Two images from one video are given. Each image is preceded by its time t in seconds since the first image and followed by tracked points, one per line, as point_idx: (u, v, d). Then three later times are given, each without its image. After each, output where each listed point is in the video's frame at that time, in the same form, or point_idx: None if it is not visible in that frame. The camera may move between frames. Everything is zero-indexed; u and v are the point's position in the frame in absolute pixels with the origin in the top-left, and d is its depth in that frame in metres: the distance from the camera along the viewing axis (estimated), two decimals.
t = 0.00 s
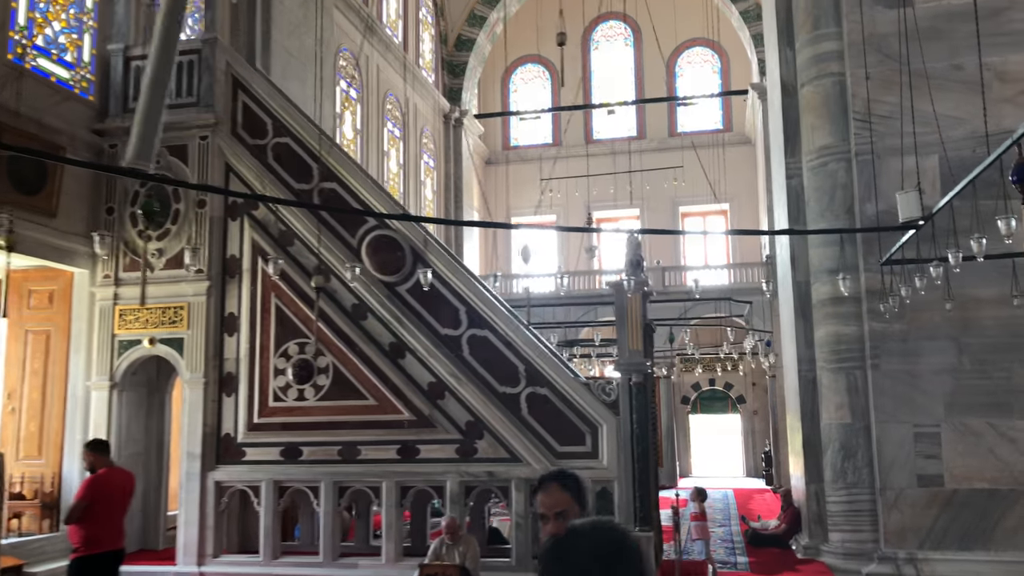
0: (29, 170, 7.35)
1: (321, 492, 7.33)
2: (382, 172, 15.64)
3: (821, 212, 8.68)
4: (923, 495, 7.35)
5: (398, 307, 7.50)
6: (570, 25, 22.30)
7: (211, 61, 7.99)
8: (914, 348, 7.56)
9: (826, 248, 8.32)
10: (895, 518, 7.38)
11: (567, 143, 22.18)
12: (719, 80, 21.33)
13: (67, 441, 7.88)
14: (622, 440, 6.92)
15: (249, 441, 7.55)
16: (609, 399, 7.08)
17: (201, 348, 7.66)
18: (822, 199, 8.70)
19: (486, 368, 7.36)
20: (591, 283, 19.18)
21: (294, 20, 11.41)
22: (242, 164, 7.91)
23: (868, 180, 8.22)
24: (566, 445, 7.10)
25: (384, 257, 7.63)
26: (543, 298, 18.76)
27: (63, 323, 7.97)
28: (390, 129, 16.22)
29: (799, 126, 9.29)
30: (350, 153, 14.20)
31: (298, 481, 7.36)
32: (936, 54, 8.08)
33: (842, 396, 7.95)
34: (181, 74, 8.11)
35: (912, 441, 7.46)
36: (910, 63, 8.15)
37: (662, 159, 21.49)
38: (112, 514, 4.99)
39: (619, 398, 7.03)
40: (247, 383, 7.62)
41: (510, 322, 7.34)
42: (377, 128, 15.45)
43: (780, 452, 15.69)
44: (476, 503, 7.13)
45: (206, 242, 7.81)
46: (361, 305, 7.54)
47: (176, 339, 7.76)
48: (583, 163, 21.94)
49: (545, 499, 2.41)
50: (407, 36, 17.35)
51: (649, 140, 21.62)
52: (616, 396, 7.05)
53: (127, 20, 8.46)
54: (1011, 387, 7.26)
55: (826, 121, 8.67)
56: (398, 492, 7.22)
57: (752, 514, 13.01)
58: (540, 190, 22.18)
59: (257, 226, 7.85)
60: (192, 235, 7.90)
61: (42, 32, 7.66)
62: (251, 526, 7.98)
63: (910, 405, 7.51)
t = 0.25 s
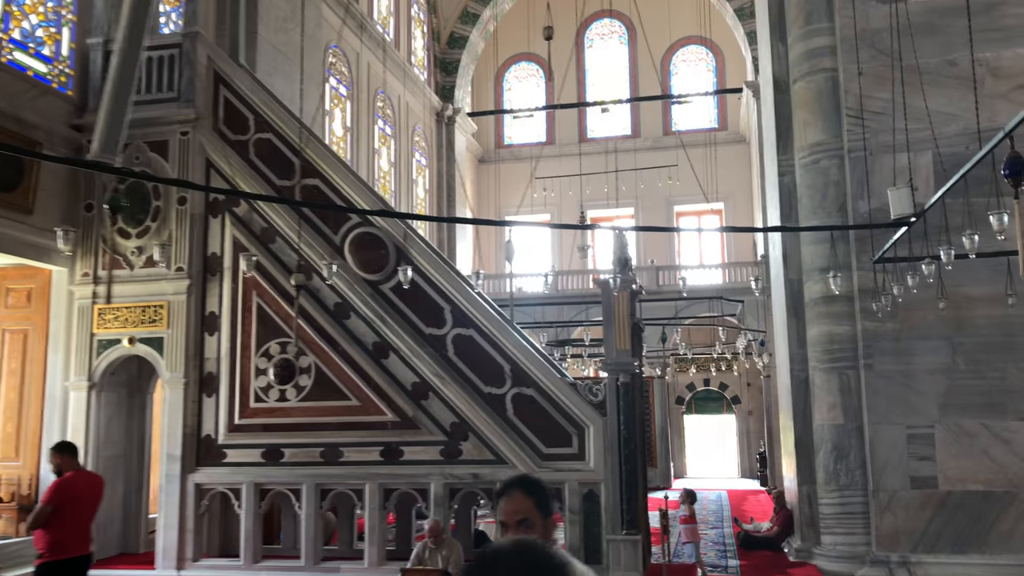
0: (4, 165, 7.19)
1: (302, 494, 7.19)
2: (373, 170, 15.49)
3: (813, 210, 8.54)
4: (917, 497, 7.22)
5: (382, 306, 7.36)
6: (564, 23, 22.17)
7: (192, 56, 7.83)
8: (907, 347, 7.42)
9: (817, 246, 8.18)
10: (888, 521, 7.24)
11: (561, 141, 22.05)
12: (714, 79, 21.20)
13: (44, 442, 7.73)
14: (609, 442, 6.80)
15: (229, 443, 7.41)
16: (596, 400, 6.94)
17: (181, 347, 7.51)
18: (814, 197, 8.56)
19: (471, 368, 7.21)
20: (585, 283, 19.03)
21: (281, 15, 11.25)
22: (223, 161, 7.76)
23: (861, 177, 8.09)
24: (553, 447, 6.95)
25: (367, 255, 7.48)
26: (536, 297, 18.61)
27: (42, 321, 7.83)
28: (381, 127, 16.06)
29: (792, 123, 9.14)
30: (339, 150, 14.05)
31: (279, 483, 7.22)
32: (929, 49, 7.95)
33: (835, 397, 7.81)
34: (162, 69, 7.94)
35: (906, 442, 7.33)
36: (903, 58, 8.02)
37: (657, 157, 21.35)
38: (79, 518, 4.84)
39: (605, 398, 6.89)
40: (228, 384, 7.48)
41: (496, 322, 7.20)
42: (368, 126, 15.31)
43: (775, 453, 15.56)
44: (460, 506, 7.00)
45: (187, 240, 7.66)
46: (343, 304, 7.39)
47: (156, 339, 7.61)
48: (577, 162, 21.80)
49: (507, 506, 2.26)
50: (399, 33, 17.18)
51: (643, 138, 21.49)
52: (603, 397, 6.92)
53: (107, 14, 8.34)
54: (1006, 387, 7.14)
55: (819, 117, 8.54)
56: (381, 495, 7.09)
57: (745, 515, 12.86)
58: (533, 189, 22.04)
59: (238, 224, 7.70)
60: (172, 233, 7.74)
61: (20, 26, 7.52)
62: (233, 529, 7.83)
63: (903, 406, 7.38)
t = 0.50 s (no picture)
0: None
1: (284, 496, 7.07)
2: (364, 168, 15.36)
3: (804, 207, 8.41)
4: (909, 499, 7.10)
5: (365, 304, 7.23)
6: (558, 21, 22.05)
7: (173, 50, 7.66)
8: (900, 347, 7.31)
9: (809, 244, 8.04)
10: (880, 523, 7.12)
11: (554, 140, 21.92)
12: (709, 77, 21.11)
13: (21, 442, 7.59)
14: (596, 442, 6.69)
15: (210, 443, 7.27)
16: (582, 400, 6.83)
17: (161, 347, 7.37)
18: (806, 194, 8.40)
19: (456, 367, 7.08)
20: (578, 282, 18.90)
21: (268, 11, 11.11)
22: (205, 156, 7.62)
23: (853, 174, 7.97)
24: (538, 447, 6.84)
25: (350, 252, 7.35)
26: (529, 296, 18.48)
27: (20, 319, 7.74)
28: (373, 125, 15.93)
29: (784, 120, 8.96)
30: (329, 148, 13.93)
31: (260, 484, 7.08)
32: (921, 45, 7.85)
33: (826, 397, 7.68)
34: (142, 63, 7.77)
35: (898, 443, 7.21)
36: (895, 54, 7.90)
37: (651, 156, 21.25)
38: (45, 521, 4.71)
39: (592, 398, 6.78)
40: (209, 383, 7.34)
41: (481, 320, 7.06)
42: (359, 124, 15.17)
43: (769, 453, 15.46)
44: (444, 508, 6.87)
45: (167, 237, 7.51)
46: (325, 302, 7.27)
47: (135, 338, 7.46)
48: (571, 160, 21.67)
49: (463, 513, 2.18)
50: (391, 30, 17.01)
51: (638, 137, 21.37)
52: (589, 396, 6.81)
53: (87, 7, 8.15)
54: (999, 386, 7.03)
55: (810, 113, 8.40)
56: (364, 496, 6.95)
57: (738, 516, 12.76)
58: (527, 188, 21.88)
59: (219, 221, 7.56)
60: (153, 230, 7.58)
61: None
62: (214, 531, 7.69)
63: (895, 406, 7.25)
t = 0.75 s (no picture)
0: None
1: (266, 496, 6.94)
2: (356, 166, 15.22)
3: (798, 203, 8.27)
4: (904, 499, 6.97)
5: (349, 301, 7.09)
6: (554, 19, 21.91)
7: (155, 42, 7.51)
8: (894, 345, 7.17)
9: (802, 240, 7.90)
10: (874, 523, 6.99)
11: (550, 138, 21.79)
12: (705, 75, 20.97)
13: None
14: (583, 442, 6.55)
15: (191, 443, 7.13)
16: (570, 399, 6.69)
17: (141, 344, 7.23)
18: (800, 190, 8.25)
19: (442, 365, 6.95)
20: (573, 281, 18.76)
21: (256, 4, 10.96)
22: (187, 150, 7.48)
23: (847, 169, 7.84)
24: (525, 447, 6.70)
25: (335, 248, 7.21)
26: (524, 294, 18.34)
27: None
28: (365, 122, 15.79)
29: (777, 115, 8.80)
30: (320, 144, 13.79)
31: (242, 485, 6.94)
32: (917, 39, 7.72)
33: (820, 396, 7.54)
34: (124, 56, 7.61)
35: (892, 443, 7.07)
36: (890, 48, 7.77)
37: (647, 154, 21.11)
38: (14, 521, 4.60)
39: (580, 396, 6.64)
40: (190, 382, 7.21)
41: (468, 317, 6.91)
42: (350, 121, 15.04)
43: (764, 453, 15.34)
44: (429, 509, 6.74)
45: (148, 233, 7.37)
46: (309, 299, 7.13)
47: (116, 335, 7.32)
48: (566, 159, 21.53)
49: (417, 516, 2.10)
50: (384, 27, 16.86)
51: (633, 135, 21.23)
52: (577, 395, 6.67)
53: None
54: (995, 385, 6.90)
55: (804, 108, 8.27)
56: (348, 496, 6.81)
57: (732, 516, 12.63)
58: (522, 186, 21.72)
59: (201, 216, 7.43)
60: (133, 226, 7.43)
61: None
62: (196, 532, 7.55)
63: (890, 405, 7.12)
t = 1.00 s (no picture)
0: None
1: (249, 498, 6.77)
2: (348, 164, 15.07)
3: (793, 200, 8.10)
4: (901, 501, 6.82)
5: (334, 299, 6.94)
6: (549, 17, 21.77)
7: (139, 35, 7.36)
8: (891, 344, 7.03)
9: (797, 237, 7.76)
10: (871, 526, 6.84)
11: (545, 137, 21.64)
12: (701, 73, 20.85)
13: None
14: (573, 443, 6.40)
15: (174, 444, 6.98)
16: (560, 398, 6.54)
17: (123, 343, 7.07)
18: (795, 186, 8.09)
19: (429, 364, 6.80)
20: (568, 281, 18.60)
21: None
22: (170, 145, 7.32)
23: (843, 165, 7.69)
24: (514, 448, 6.56)
25: (320, 245, 7.06)
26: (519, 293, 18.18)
27: None
28: (357, 119, 15.65)
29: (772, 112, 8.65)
30: (312, 142, 13.65)
31: (225, 486, 6.79)
32: (914, 33, 7.57)
33: (815, 396, 7.40)
34: (107, 49, 7.46)
35: (889, 443, 6.93)
36: (886, 42, 7.63)
37: (643, 153, 20.98)
38: None
39: (569, 396, 6.50)
40: (172, 381, 7.05)
41: (455, 316, 6.76)
42: (342, 119, 14.89)
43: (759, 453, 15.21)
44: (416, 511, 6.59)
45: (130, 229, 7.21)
46: (294, 296, 6.99)
47: (97, 334, 7.15)
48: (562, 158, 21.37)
49: (377, 523, 1.97)
50: (377, 24, 16.71)
51: (629, 134, 21.08)
52: (567, 395, 6.52)
53: None
54: (994, 385, 6.77)
55: (800, 103, 8.11)
56: (333, 499, 6.66)
57: (728, 518, 12.49)
58: (518, 184, 21.55)
59: (184, 212, 7.28)
60: (116, 222, 7.27)
61: None
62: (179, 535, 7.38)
63: (887, 405, 6.98)
